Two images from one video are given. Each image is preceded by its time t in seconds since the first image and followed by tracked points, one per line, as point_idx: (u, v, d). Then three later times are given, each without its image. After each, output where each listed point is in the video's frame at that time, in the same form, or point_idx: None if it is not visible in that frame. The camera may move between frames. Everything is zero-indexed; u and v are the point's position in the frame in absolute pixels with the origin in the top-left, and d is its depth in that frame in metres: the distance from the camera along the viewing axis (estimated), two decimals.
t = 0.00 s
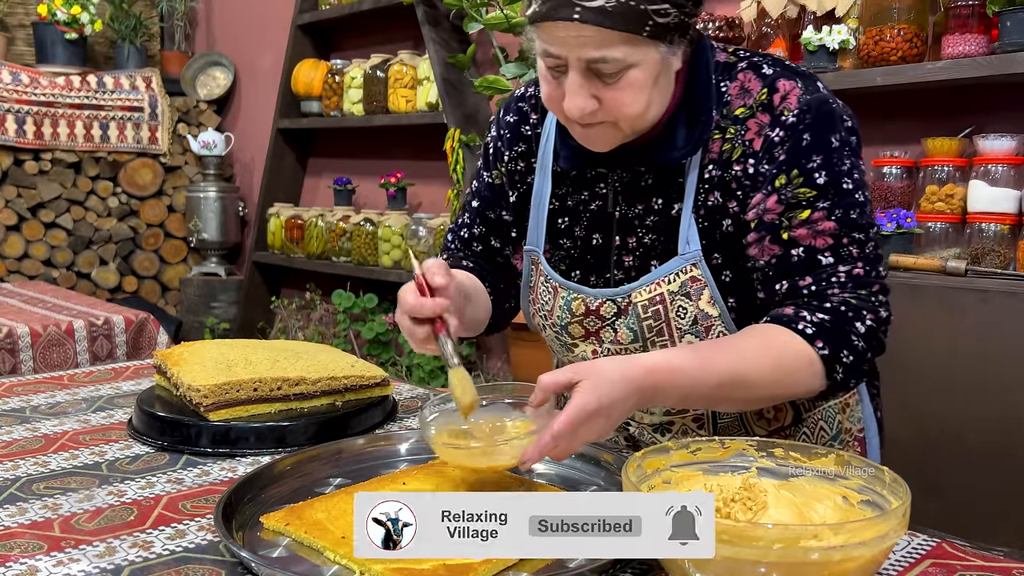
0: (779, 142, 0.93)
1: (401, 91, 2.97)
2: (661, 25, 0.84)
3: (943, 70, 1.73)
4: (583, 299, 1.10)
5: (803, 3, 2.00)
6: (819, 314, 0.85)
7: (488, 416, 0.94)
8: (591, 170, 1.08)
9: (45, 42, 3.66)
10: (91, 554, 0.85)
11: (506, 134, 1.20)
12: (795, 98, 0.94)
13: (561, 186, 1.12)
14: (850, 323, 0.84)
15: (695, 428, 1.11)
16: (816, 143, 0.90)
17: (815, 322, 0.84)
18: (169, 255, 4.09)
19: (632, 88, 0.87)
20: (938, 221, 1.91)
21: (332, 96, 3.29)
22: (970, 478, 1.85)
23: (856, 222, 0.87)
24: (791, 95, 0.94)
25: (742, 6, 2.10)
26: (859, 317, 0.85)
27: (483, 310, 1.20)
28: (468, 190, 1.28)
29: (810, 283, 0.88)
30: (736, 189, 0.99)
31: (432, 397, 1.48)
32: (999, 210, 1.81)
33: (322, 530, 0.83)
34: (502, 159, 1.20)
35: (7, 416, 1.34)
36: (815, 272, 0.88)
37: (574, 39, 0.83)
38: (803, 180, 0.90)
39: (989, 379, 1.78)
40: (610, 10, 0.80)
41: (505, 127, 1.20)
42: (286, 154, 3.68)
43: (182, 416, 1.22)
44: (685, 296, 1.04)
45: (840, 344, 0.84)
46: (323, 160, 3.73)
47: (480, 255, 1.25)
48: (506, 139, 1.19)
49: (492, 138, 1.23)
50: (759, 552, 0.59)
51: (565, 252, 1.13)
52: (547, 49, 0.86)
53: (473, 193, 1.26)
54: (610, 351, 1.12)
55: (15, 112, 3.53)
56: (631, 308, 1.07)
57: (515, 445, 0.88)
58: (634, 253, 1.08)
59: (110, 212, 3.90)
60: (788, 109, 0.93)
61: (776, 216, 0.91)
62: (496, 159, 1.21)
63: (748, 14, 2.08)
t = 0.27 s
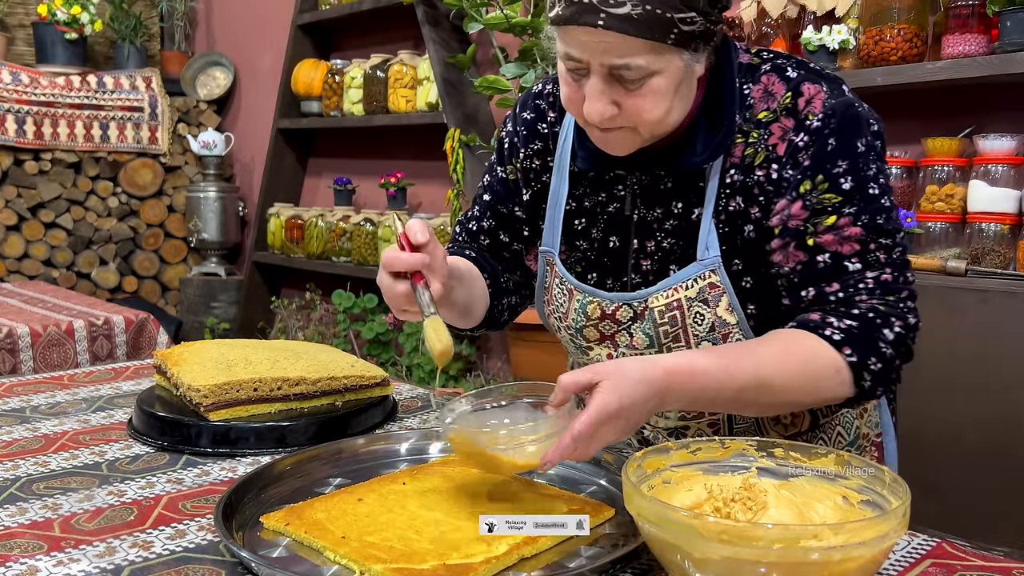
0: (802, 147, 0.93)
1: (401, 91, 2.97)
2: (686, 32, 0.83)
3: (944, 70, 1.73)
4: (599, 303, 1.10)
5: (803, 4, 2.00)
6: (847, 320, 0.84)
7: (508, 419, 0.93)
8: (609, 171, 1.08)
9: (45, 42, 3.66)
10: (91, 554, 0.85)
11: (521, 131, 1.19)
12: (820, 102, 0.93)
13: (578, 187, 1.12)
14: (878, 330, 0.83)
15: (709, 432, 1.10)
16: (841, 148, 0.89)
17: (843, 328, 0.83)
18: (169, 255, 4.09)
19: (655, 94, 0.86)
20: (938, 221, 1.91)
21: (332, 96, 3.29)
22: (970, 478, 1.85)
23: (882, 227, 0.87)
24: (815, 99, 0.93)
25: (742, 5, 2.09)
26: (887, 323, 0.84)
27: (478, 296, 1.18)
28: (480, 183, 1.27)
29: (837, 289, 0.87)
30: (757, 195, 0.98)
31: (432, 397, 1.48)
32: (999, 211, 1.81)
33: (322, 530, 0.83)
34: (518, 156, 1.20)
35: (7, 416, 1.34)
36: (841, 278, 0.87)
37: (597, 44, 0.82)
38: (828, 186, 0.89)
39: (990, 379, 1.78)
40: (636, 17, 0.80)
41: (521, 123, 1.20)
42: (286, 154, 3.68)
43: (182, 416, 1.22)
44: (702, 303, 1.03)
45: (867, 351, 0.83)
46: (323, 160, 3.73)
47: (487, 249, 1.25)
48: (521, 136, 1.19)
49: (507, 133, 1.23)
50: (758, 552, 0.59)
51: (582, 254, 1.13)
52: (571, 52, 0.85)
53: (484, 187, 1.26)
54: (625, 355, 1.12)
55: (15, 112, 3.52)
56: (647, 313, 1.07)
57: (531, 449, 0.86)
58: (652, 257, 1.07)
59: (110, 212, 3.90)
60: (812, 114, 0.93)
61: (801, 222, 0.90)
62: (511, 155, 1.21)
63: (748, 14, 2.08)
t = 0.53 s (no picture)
0: (826, 158, 0.92)
1: (402, 91, 2.97)
2: (697, 52, 0.82)
3: (944, 70, 1.73)
4: (611, 315, 1.12)
5: (803, 3, 2.00)
6: (893, 322, 0.84)
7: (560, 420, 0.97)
8: (621, 183, 1.07)
9: (45, 42, 3.66)
10: (91, 554, 0.85)
11: (530, 140, 1.18)
12: (838, 110, 0.92)
13: (587, 198, 1.11)
14: (925, 329, 0.84)
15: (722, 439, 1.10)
16: (864, 155, 0.89)
17: (891, 330, 0.84)
18: (169, 256, 4.09)
19: (665, 113, 0.85)
20: (938, 221, 1.91)
21: (332, 96, 3.29)
22: (970, 478, 1.85)
23: (916, 225, 0.87)
24: (833, 107, 0.93)
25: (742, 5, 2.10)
26: (935, 321, 0.84)
27: (483, 322, 1.16)
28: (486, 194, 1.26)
29: (881, 293, 0.87)
30: (779, 208, 0.98)
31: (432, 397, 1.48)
32: (1000, 210, 1.80)
33: (322, 530, 0.83)
34: (529, 165, 1.19)
35: (8, 416, 1.34)
36: (884, 282, 0.87)
37: (607, 65, 0.81)
38: (858, 194, 0.88)
39: (990, 380, 1.78)
40: (647, 39, 0.79)
41: (529, 132, 1.18)
42: (286, 154, 3.68)
43: (182, 416, 1.22)
44: (715, 315, 1.05)
45: (915, 351, 0.83)
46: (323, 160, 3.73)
47: (499, 262, 1.23)
48: (532, 144, 1.18)
49: (514, 142, 1.21)
50: (759, 552, 0.59)
51: (593, 265, 1.13)
52: (580, 70, 0.84)
53: (490, 198, 1.24)
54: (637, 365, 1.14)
55: (15, 112, 3.53)
56: (660, 325, 1.08)
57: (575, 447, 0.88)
58: (667, 268, 1.07)
59: (110, 212, 3.90)
60: (831, 123, 0.92)
61: (835, 233, 0.90)
62: (521, 164, 1.20)
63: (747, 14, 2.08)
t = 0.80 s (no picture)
0: (835, 171, 0.92)
1: (402, 91, 2.97)
2: (700, 72, 0.82)
3: (945, 70, 1.73)
4: (618, 330, 1.11)
5: (803, 3, 2.00)
6: (910, 331, 0.85)
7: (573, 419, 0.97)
8: (626, 196, 1.07)
9: (46, 43, 3.66)
10: (91, 554, 0.85)
11: (535, 150, 1.18)
12: (846, 121, 0.93)
13: (593, 210, 1.11)
14: (944, 337, 0.85)
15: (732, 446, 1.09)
16: (874, 166, 0.89)
17: (907, 338, 0.85)
18: (169, 256, 4.09)
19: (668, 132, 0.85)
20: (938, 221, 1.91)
21: (332, 96, 3.29)
22: (971, 478, 1.84)
23: (928, 232, 0.87)
24: (841, 119, 0.93)
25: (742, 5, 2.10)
26: (952, 329, 0.85)
27: (484, 344, 1.15)
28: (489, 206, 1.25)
29: (898, 303, 0.88)
30: (787, 221, 0.98)
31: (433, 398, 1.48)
32: (1000, 211, 1.80)
33: (322, 530, 0.83)
34: (534, 176, 1.18)
35: (8, 416, 1.34)
36: (900, 293, 0.88)
37: (609, 88, 0.81)
38: (869, 207, 0.88)
39: (989, 380, 1.78)
40: (648, 62, 0.79)
41: (534, 143, 1.18)
42: (286, 155, 3.68)
43: (182, 416, 1.22)
44: (725, 328, 1.04)
45: (932, 360, 0.85)
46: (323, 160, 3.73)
47: (505, 274, 1.23)
48: (537, 155, 1.18)
49: (518, 153, 1.21)
50: (759, 552, 0.59)
51: (600, 277, 1.13)
52: (582, 90, 0.84)
53: (494, 210, 1.23)
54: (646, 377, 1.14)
55: (15, 112, 3.53)
56: (669, 340, 1.08)
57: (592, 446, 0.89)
58: (675, 281, 1.07)
59: (110, 212, 3.90)
60: (840, 135, 0.92)
61: (849, 247, 0.90)
62: (525, 175, 1.19)
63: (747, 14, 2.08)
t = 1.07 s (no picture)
0: (829, 174, 0.92)
1: (402, 91, 2.97)
2: (689, 73, 0.82)
3: (945, 70, 1.73)
4: (611, 328, 1.11)
5: (803, 3, 2.00)
6: (909, 332, 0.85)
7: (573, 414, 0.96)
8: (620, 194, 1.07)
9: (46, 42, 3.66)
10: (91, 554, 0.85)
11: (532, 148, 1.18)
12: (841, 124, 0.92)
13: (590, 207, 1.11)
14: (941, 339, 0.85)
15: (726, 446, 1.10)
16: (868, 169, 0.88)
17: (905, 341, 0.85)
18: (169, 256, 4.09)
19: (657, 132, 0.85)
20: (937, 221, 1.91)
21: (332, 96, 3.29)
22: (970, 478, 1.85)
23: (926, 233, 0.87)
24: (836, 121, 0.92)
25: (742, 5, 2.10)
26: (950, 330, 0.85)
27: (471, 317, 1.19)
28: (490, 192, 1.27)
29: (895, 306, 0.87)
30: (779, 224, 0.97)
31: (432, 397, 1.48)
32: (1000, 211, 1.80)
33: (322, 530, 0.83)
34: (527, 172, 1.19)
35: (7, 416, 1.34)
36: (897, 295, 0.87)
37: (596, 88, 0.81)
38: (864, 210, 0.88)
39: (989, 380, 1.78)
40: (633, 64, 0.79)
41: (532, 139, 1.18)
42: (286, 154, 3.68)
43: (182, 416, 1.22)
44: (716, 328, 1.04)
45: (931, 362, 0.85)
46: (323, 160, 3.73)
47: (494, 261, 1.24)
48: (533, 153, 1.18)
49: (517, 148, 1.21)
50: (758, 552, 0.59)
51: (595, 274, 1.13)
52: (571, 92, 0.84)
53: (492, 199, 1.24)
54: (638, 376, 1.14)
55: (15, 112, 3.53)
56: (660, 339, 1.08)
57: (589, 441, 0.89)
58: (668, 279, 1.07)
59: (110, 212, 3.90)
60: (834, 138, 0.92)
61: (844, 250, 0.90)
62: (520, 170, 1.20)
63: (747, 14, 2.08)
